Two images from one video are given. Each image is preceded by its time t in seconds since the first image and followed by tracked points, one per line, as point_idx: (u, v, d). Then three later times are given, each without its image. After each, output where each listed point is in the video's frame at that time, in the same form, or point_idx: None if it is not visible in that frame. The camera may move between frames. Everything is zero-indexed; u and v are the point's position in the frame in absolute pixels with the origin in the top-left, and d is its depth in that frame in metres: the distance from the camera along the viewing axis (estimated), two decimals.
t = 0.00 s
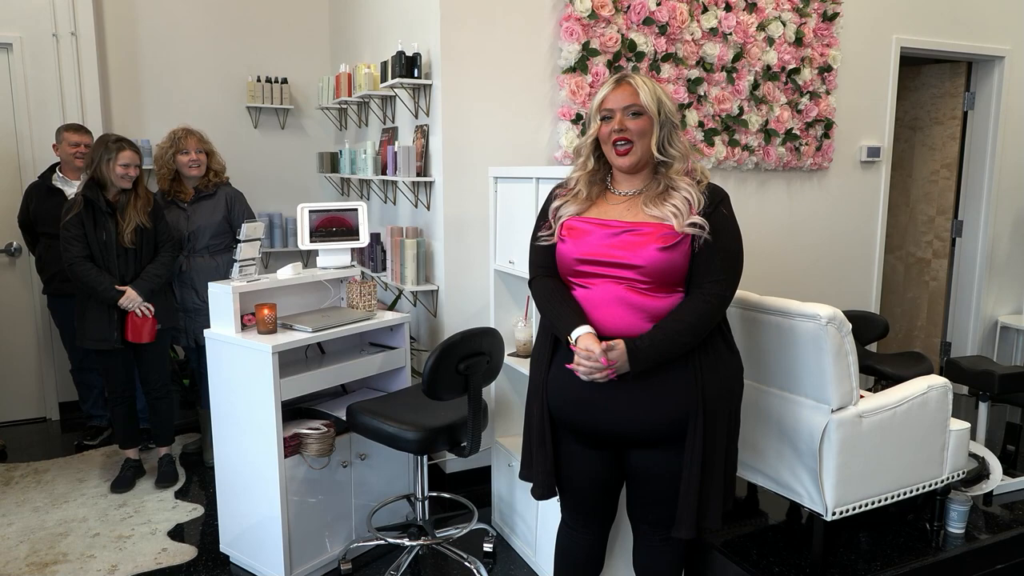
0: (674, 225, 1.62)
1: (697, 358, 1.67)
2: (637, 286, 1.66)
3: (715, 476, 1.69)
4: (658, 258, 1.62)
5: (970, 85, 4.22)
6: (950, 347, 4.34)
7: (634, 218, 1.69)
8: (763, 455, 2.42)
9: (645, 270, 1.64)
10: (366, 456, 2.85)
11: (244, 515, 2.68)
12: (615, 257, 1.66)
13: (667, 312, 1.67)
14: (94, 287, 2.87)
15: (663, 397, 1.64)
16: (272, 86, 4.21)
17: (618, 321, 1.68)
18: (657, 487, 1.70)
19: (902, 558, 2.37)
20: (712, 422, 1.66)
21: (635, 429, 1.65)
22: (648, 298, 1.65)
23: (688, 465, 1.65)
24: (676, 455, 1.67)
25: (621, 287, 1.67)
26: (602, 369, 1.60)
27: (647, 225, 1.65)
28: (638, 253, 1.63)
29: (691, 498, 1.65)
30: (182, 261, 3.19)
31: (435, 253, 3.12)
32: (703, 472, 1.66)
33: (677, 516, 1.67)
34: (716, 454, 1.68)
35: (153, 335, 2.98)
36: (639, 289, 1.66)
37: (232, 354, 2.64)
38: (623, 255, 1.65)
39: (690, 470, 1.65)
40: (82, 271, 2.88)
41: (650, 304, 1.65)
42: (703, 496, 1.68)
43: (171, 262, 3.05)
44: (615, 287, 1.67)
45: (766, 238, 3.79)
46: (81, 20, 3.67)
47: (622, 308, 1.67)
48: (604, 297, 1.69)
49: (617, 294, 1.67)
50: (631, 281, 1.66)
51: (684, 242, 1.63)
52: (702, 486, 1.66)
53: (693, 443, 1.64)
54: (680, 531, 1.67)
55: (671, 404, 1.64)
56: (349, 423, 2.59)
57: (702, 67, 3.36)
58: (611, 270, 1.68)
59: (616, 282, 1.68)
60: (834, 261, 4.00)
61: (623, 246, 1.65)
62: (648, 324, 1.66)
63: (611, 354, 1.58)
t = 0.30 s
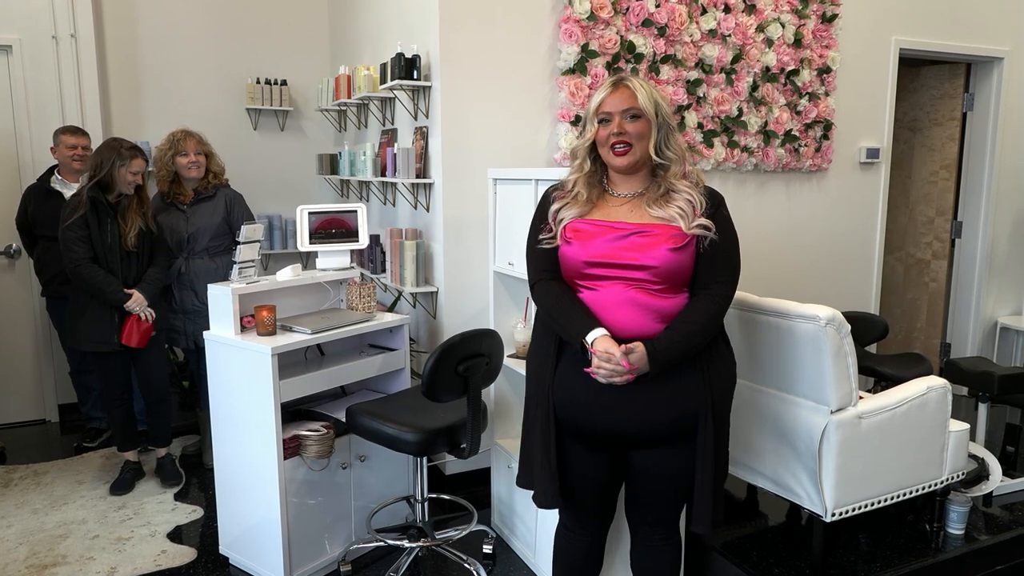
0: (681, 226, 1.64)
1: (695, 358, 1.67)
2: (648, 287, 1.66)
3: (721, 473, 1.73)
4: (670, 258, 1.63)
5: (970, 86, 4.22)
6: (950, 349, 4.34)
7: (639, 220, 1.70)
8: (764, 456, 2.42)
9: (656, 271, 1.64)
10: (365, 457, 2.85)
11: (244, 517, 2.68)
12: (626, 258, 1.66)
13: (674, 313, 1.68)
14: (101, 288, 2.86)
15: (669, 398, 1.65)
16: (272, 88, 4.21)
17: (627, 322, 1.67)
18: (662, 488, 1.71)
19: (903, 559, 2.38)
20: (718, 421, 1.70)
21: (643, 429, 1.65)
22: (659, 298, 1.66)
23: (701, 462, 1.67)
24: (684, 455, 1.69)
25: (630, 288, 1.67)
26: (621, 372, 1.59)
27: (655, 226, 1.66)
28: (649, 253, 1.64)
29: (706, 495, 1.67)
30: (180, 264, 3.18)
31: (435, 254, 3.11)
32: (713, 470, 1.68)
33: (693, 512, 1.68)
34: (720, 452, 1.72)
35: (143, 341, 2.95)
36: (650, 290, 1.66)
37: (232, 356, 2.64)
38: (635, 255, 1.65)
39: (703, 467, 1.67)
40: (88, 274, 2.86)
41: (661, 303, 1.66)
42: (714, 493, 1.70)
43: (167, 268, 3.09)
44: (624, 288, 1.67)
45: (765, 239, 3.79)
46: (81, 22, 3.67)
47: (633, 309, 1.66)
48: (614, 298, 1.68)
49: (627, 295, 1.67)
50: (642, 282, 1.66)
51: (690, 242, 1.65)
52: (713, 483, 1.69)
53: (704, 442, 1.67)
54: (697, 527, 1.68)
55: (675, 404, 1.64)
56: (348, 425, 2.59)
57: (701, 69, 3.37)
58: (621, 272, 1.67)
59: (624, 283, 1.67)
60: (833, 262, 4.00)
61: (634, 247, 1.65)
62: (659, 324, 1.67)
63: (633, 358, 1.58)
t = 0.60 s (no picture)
0: (682, 228, 1.62)
1: (696, 361, 1.65)
2: (649, 289, 1.63)
3: (722, 477, 1.69)
4: (671, 261, 1.60)
5: (972, 86, 4.20)
6: (952, 350, 4.31)
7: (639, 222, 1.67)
8: (764, 460, 2.40)
9: (657, 273, 1.61)
10: (362, 461, 2.82)
11: (239, 521, 2.65)
12: (628, 260, 1.63)
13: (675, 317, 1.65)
14: (95, 291, 2.83)
15: (670, 401, 1.61)
16: (267, 87, 4.18)
17: (628, 325, 1.64)
18: (662, 491, 1.68)
19: (904, 564, 2.36)
20: (720, 423, 1.66)
21: (643, 432, 1.62)
22: (660, 300, 1.63)
23: (700, 465, 1.64)
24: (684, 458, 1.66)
25: (631, 291, 1.64)
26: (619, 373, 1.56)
27: (654, 228, 1.63)
28: (651, 255, 1.61)
29: (704, 498, 1.65)
30: (176, 265, 3.15)
31: (432, 255, 3.09)
32: (713, 473, 1.65)
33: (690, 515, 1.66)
34: (723, 455, 1.67)
35: (142, 343, 2.91)
36: (652, 292, 1.63)
37: (227, 359, 2.61)
38: (636, 257, 1.62)
39: (702, 470, 1.64)
40: (80, 275, 2.83)
41: (663, 306, 1.63)
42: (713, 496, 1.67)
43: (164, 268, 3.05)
44: (624, 291, 1.64)
45: (766, 240, 3.76)
46: (74, 21, 3.64)
47: (635, 311, 1.63)
48: (614, 300, 1.64)
49: (628, 297, 1.63)
50: (643, 285, 1.63)
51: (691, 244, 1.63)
52: (712, 486, 1.66)
53: (704, 444, 1.64)
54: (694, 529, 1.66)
55: (675, 406, 1.61)
56: (345, 428, 2.55)
57: (702, 68, 3.34)
58: (622, 274, 1.64)
59: (625, 286, 1.64)
60: (835, 263, 3.97)
61: (635, 248, 1.62)
62: (660, 327, 1.63)
63: (631, 362, 1.54)
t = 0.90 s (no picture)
0: (676, 229, 1.57)
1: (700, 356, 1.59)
2: (641, 289, 1.59)
3: (721, 487, 1.63)
4: (661, 262, 1.56)
5: (975, 85, 4.16)
6: (956, 352, 4.28)
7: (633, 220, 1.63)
8: (764, 463, 2.38)
9: (648, 273, 1.57)
10: (360, 464, 2.78)
11: (235, 525, 2.62)
12: (619, 258, 1.60)
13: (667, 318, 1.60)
14: (85, 292, 2.81)
15: (664, 404, 1.57)
16: (263, 86, 4.15)
17: (619, 324, 1.61)
18: (661, 496, 1.65)
19: (907, 568, 2.37)
20: (717, 429, 1.61)
21: (641, 434, 1.58)
22: (651, 301, 1.59)
23: (695, 473, 1.59)
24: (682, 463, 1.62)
25: (623, 289, 1.60)
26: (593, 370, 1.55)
27: (647, 227, 1.59)
28: (642, 255, 1.57)
29: (699, 507, 1.60)
30: (171, 266, 3.12)
31: (430, 256, 3.05)
32: (710, 481, 1.60)
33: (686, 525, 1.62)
34: (721, 464, 1.62)
35: (137, 345, 2.88)
36: (642, 292, 1.59)
37: (221, 361, 2.58)
38: (626, 256, 1.59)
39: (697, 478, 1.59)
40: (70, 277, 2.81)
41: (653, 307, 1.59)
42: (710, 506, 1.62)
43: (159, 269, 2.99)
44: (616, 290, 1.61)
45: (767, 241, 3.72)
46: (69, 20, 3.60)
47: (624, 311, 1.60)
48: (603, 299, 1.63)
49: (621, 297, 1.60)
50: (634, 284, 1.59)
51: (686, 247, 1.58)
52: (708, 496, 1.61)
53: (698, 451, 1.59)
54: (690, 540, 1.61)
55: (673, 408, 1.57)
56: (342, 431, 2.52)
57: (703, 67, 3.30)
58: (613, 272, 1.61)
59: (618, 286, 1.61)
60: (837, 264, 3.93)
61: (626, 247, 1.59)
62: (650, 327, 1.59)
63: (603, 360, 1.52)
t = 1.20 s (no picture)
0: (669, 234, 1.54)
1: (690, 357, 1.55)
2: (627, 295, 1.58)
3: (709, 500, 1.58)
4: (647, 267, 1.55)
5: (979, 84, 4.13)
6: (960, 355, 4.25)
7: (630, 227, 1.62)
8: (765, 467, 2.36)
9: (633, 279, 1.56)
10: (356, 468, 2.74)
11: (230, 529, 2.58)
12: (606, 263, 1.60)
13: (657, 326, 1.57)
14: (77, 294, 2.78)
15: (663, 407, 1.55)
16: (259, 85, 4.12)
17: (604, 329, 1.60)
18: (655, 500, 1.63)
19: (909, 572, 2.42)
20: (705, 438, 1.56)
21: (638, 437, 1.57)
22: (637, 307, 1.57)
23: (677, 482, 1.56)
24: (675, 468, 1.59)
25: (610, 294, 1.60)
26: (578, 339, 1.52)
27: (638, 233, 1.59)
28: (627, 260, 1.57)
29: (679, 517, 1.56)
30: (166, 268, 3.09)
31: (428, 257, 3.02)
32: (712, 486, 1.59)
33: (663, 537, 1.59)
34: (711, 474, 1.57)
35: (132, 349, 2.83)
36: (628, 297, 1.58)
37: (216, 363, 2.55)
38: (613, 261, 1.59)
39: (679, 486, 1.56)
40: (63, 278, 2.79)
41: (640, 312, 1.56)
42: (693, 517, 1.58)
43: (156, 271, 2.95)
44: (603, 295, 1.61)
45: (769, 242, 3.69)
46: (62, 19, 3.57)
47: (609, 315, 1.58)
48: (592, 303, 1.62)
49: (608, 302, 1.60)
50: (622, 290, 1.59)
51: (679, 254, 1.55)
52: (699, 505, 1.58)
53: (681, 458, 1.56)
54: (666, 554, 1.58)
55: (675, 411, 1.55)
56: (339, 434, 2.49)
57: (704, 66, 3.27)
58: (600, 277, 1.61)
59: (606, 290, 1.61)
60: (839, 265, 3.90)
61: (614, 252, 1.60)
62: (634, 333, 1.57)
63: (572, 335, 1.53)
